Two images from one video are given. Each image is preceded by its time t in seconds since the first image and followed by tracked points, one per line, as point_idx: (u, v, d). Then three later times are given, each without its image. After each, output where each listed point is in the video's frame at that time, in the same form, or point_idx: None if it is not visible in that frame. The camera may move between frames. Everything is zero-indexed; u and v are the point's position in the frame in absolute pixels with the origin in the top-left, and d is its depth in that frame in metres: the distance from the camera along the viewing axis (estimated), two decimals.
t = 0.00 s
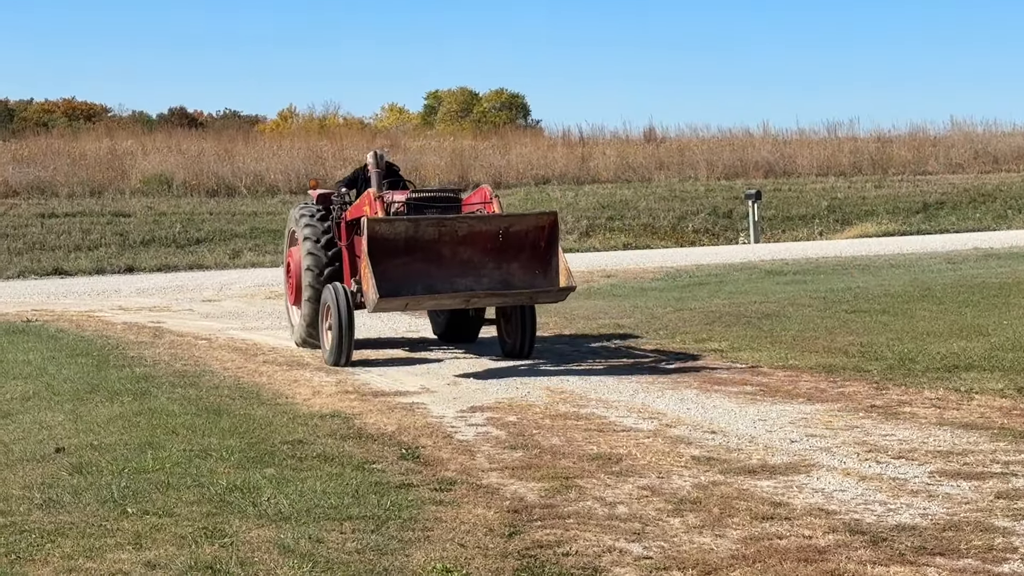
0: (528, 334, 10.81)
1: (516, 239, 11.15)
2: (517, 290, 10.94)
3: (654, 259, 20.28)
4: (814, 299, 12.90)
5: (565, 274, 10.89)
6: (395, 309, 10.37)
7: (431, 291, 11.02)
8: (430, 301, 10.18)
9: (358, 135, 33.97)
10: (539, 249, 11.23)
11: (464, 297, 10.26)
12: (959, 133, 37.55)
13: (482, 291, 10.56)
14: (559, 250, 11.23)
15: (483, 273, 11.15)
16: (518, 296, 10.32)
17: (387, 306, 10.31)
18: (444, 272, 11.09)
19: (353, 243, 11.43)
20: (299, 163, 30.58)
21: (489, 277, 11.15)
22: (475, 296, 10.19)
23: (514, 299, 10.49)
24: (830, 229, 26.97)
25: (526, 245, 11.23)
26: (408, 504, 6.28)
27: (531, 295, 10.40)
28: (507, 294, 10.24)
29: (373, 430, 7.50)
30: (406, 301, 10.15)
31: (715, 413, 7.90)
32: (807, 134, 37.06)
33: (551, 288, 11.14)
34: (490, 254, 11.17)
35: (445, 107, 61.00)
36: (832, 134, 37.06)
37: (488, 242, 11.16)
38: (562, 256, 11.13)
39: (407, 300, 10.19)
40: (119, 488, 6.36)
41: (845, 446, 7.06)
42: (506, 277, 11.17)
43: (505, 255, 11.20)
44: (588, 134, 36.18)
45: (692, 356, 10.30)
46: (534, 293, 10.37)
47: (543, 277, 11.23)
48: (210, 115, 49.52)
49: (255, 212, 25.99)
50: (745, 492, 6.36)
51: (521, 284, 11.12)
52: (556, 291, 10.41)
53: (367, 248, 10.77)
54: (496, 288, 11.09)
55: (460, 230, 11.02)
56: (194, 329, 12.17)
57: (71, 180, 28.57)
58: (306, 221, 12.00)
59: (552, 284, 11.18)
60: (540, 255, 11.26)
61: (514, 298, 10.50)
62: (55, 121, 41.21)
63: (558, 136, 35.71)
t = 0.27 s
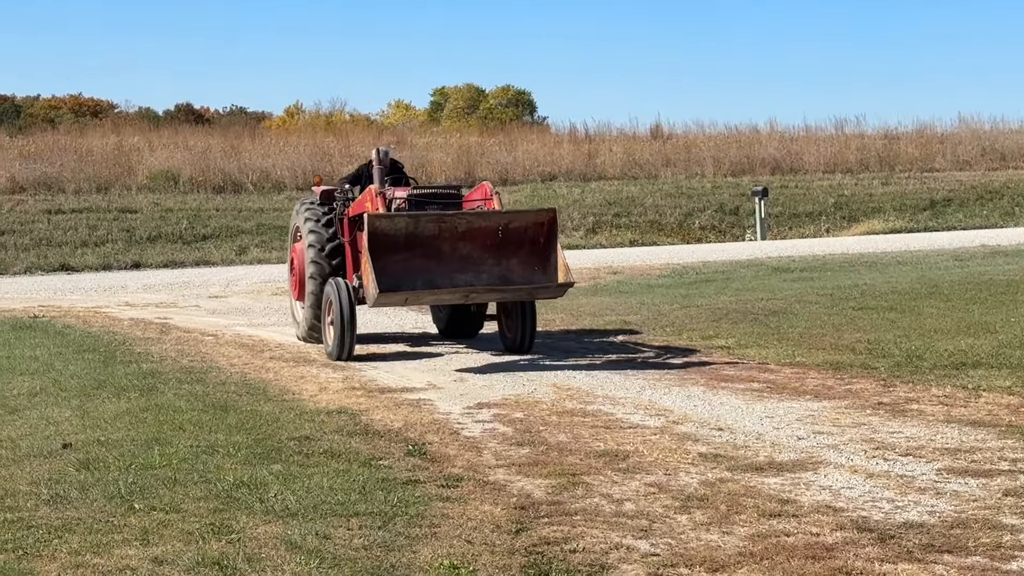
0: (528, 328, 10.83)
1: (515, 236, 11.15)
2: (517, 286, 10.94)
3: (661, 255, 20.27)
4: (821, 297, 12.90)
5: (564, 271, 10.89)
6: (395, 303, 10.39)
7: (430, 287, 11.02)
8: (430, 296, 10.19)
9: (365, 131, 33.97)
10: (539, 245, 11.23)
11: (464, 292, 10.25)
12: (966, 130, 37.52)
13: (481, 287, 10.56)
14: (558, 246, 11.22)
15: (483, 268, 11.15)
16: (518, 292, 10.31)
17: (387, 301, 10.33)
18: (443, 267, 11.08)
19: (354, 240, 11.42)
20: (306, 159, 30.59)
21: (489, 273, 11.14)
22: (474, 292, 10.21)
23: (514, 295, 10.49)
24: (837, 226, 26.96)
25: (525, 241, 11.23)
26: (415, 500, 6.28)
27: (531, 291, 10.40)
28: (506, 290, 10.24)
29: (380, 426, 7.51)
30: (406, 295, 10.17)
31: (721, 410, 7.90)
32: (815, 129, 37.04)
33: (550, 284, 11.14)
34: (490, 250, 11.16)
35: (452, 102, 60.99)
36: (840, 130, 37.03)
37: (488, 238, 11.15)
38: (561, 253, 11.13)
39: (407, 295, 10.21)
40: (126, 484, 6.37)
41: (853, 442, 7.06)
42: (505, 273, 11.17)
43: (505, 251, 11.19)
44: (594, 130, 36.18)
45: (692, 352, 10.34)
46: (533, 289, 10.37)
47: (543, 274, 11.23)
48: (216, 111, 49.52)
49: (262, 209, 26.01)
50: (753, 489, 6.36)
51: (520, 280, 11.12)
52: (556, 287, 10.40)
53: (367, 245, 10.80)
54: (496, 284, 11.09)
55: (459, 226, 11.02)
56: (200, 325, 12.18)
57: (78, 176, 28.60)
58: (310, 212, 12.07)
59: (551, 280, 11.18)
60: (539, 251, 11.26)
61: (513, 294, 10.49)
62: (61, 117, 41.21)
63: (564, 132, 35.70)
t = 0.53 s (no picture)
0: (528, 325, 10.84)
1: (516, 232, 11.14)
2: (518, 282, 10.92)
3: (666, 252, 20.27)
4: (826, 294, 12.90)
5: (564, 267, 10.87)
6: (396, 299, 10.39)
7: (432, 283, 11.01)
8: (431, 292, 10.19)
9: (370, 128, 33.96)
10: (539, 242, 11.22)
11: (464, 288, 10.25)
12: (971, 128, 37.51)
13: (482, 283, 10.55)
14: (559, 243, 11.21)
15: (484, 265, 11.14)
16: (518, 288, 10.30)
17: (387, 297, 10.34)
18: (444, 263, 11.08)
19: (356, 236, 11.42)
20: (310, 156, 30.59)
21: (490, 269, 11.13)
22: (475, 287, 10.20)
23: (514, 291, 10.48)
24: (842, 223, 26.97)
25: (526, 238, 11.22)
26: (420, 497, 6.29)
27: (531, 287, 10.39)
28: (506, 286, 10.23)
29: (385, 423, 7.51)
30: (407, 291, 10.17)
31: (727, 408, 7.91)
32: (820, 126, 37.02)
33: (551, 280, 11.12)
34: (491, 247, 11.16)
35: (457, 99, 60.96)
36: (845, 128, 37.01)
37: (489, 235, 11.15)
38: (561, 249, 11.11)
39: (408, 290, 10.21)
40: (131, 480, 6.37)
41: (859, 440, 7.06)
42: (506, 269, 11.15)
43: (506, 247, 11.18)
44: (599, 127, 36.17)
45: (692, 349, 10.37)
46: (533, 285, 10.36)
47: (544, 270, 11.21)
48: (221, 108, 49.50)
49: (267, 205, 26.01)
50: (758, 487, 6.36)
51: (521, 276, 11.10)
52: (556, 282, 10.39)
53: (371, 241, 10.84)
54: (497, 279, 11.07)
55: (460, 222, 11.02)
56: (203, 322, 12.18)
57: (83, 173, 28.60)
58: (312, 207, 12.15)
59: (551, 276, 11.16)
60: (540, 248, 11.25)
61: (514, 290, 10.48)
62: (65, 114, 41.18)
63: (569, 129, 35.70)
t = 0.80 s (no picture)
0: (529, 322, 10.84)
1: (516, 230, 11.14)
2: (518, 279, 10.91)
3: (670, 250, 20.27)
4: (830, 292, 12.89)
5: (564, 264, 10.87)
6: (397, 296, 10.40)
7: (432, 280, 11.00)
8: (432, 289, 10.18)
9: (373, 126, 33.95)
10: (539, 239, 11.23)
11: (465, 285, 10.25)
12: (975, 126, 37.46)
13: (482, 280, 10.55)
14: (558, 240, 11.21)
15: (484, 262, 11.14)
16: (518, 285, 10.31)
17: (387, 293, 10.34)
18: (445, 260, 11.08)
19: (358, 233, 11.42)
20: (314, 154, 30.60)
21: (490, 266, 11.12)
22: (475, 284, 10.20)
23: (514, 288, 10.48)
24: (845, 221, 26.96)
25: (525, 235, 11.23)
26: (424, 494, 6.29)
27: (531, 284, 10.39)
28: (506, 283, 10.23)
29: (389, 420, 7.51)
30: (408, 287, 10.17)
31: (731, 406, 7.90)
32: (824, 124, 36.98)
33: (551, 277, 11.12)
34: (491, 244, 11.16)
35: (460, 97, 60.91)
36: (849, 127, 36.96)
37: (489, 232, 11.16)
38: (561, 246, 11.11)
39: (408, 287, 10.21)
40: (135, 477, 6.38)
41: (863, 438, 7.06)
42: (506, 266, 11.15)
43: (506, 245, 11.18)
44: (603, 125, 36.16)
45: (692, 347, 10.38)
46: (533, 282, 10.36)
47: (543, 267, 11.21)
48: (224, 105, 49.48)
49: (270, 203, 26.01)
50: (762, 485, 6.36)
51: (521, 274, 11.10)
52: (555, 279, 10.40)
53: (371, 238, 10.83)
54: (496, 277, 11.06)
55: (460, 220, 11.02)
56: (206, 319, 12.19)
57: (86, 170, 28.60)
58: (314, 202, 12.22)
59: (551, 274, 11.16)
60: (540, 245, 11.25)
61: (514, 287, 10.48)
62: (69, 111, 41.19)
63: (572, 127, 35.70)
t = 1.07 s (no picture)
0: (531, 320, 10.84)
1: (516, 227, 11.15)
2: (518, 276, 10.92)
3: (672, 248, 20.26)
4: (833, 290, 12.88)
5: (564, 262, 10.88)
6: (398, 293, 10.39)
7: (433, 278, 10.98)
8: (433, 287, 10.18)
9: (376, 124, 33.96)
10: (539, 237, 11.24)
11: (465, 282, 10.24)
12: (979, 125, 37.44)
13: (482, 277, 10.54)
14: (558, 238, 11.22)
15: (484, 260, 11.13)
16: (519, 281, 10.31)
17: (388, 290, 10.34)
18: (445, 258, 11.06)
19: (360, 231, 11.41)
20: (317, 152, 30.60)
21: (490, 264, 11.12)
22: (476, 281, 10.19)
23: (515, 285, 10.48)
24: (849, 220, 26.95)
25: (525, 233, 11.23)
26: (427, 492, 6.29)
27: (531, 281, 10.39)
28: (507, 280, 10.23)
29: (392, 419, 7.51)
30: (408, 284, 10.16)
31: (733, 404, 7.90)
32: (827, 122, 36.95)
33: (551, 275, 11.13)
34: (491, 242, 11.15)
35: (463, 95, 60.89)
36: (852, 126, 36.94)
37: (490, 230, 11.15)
38: (561, 243, 11.12)
39: (409, 284, 10.20)
40: (138, 475, 6.37)
41: (865, 436, 7.05)
42: (506, 263, 11.15)
43: (506, 242, 11.18)
44: (606, 123, 36.16)
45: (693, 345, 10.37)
46: (533, 279, 10.36)
47: (544, 265, 11.21)
48: (227, 104, 49.47)
49: (274, 201, 26.00)
50: (765, 483, 6.36)
51: (521, 271, 11.10)
52: (556, 276, 10.40)
53: (371, 236, 10.81)
54: (497, 274, 11.06)
55: (460, 218, 11.02)
56: (208, 317, 12.19)
57: (89, 168, 28.60)
58: (314, 199, 12.25)
59: (551, 271, 11.17)
60: (540, 243, 11.26)
61: (514, 284, 10.48)
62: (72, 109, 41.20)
63: (575, 126, 35.69)
